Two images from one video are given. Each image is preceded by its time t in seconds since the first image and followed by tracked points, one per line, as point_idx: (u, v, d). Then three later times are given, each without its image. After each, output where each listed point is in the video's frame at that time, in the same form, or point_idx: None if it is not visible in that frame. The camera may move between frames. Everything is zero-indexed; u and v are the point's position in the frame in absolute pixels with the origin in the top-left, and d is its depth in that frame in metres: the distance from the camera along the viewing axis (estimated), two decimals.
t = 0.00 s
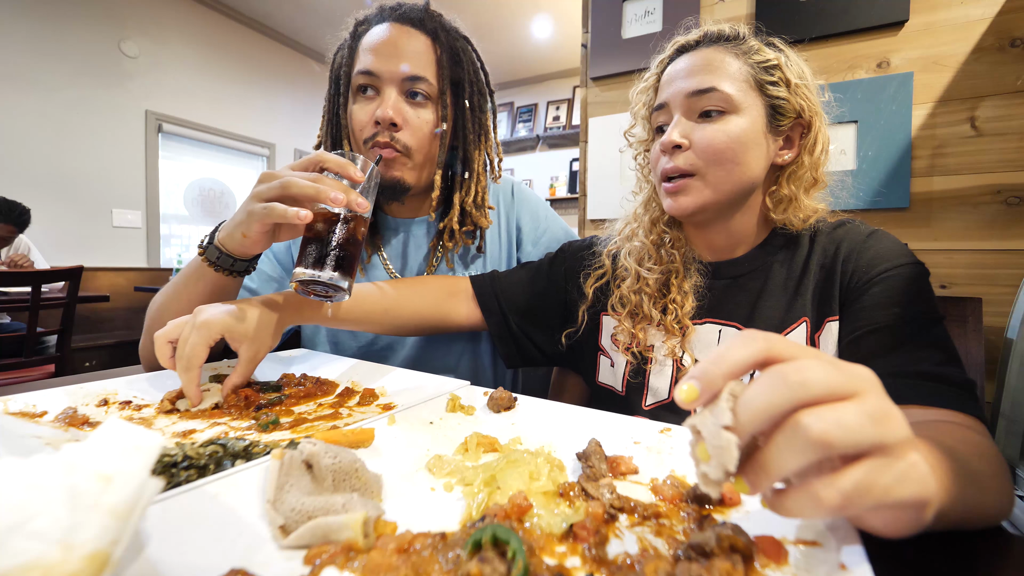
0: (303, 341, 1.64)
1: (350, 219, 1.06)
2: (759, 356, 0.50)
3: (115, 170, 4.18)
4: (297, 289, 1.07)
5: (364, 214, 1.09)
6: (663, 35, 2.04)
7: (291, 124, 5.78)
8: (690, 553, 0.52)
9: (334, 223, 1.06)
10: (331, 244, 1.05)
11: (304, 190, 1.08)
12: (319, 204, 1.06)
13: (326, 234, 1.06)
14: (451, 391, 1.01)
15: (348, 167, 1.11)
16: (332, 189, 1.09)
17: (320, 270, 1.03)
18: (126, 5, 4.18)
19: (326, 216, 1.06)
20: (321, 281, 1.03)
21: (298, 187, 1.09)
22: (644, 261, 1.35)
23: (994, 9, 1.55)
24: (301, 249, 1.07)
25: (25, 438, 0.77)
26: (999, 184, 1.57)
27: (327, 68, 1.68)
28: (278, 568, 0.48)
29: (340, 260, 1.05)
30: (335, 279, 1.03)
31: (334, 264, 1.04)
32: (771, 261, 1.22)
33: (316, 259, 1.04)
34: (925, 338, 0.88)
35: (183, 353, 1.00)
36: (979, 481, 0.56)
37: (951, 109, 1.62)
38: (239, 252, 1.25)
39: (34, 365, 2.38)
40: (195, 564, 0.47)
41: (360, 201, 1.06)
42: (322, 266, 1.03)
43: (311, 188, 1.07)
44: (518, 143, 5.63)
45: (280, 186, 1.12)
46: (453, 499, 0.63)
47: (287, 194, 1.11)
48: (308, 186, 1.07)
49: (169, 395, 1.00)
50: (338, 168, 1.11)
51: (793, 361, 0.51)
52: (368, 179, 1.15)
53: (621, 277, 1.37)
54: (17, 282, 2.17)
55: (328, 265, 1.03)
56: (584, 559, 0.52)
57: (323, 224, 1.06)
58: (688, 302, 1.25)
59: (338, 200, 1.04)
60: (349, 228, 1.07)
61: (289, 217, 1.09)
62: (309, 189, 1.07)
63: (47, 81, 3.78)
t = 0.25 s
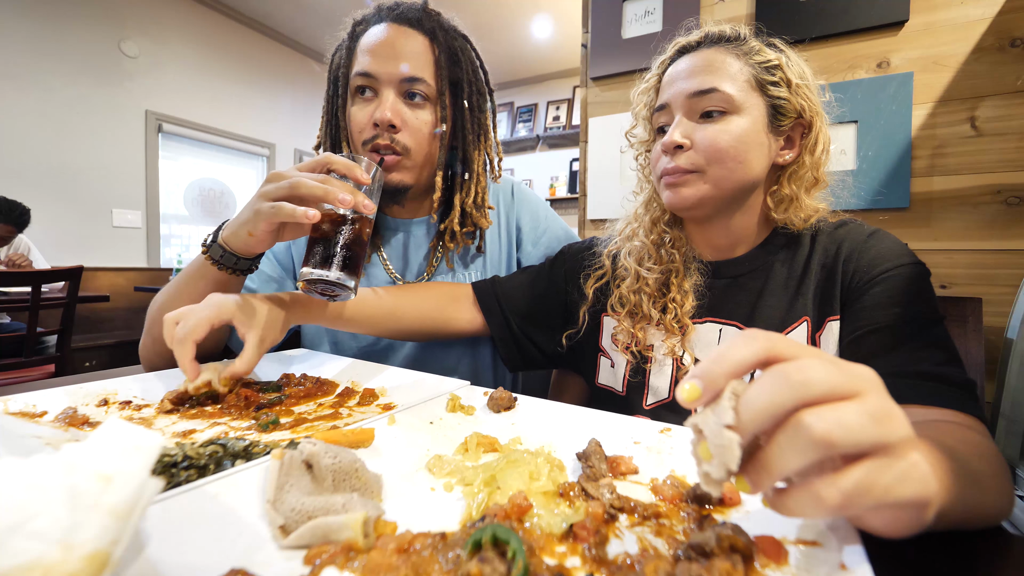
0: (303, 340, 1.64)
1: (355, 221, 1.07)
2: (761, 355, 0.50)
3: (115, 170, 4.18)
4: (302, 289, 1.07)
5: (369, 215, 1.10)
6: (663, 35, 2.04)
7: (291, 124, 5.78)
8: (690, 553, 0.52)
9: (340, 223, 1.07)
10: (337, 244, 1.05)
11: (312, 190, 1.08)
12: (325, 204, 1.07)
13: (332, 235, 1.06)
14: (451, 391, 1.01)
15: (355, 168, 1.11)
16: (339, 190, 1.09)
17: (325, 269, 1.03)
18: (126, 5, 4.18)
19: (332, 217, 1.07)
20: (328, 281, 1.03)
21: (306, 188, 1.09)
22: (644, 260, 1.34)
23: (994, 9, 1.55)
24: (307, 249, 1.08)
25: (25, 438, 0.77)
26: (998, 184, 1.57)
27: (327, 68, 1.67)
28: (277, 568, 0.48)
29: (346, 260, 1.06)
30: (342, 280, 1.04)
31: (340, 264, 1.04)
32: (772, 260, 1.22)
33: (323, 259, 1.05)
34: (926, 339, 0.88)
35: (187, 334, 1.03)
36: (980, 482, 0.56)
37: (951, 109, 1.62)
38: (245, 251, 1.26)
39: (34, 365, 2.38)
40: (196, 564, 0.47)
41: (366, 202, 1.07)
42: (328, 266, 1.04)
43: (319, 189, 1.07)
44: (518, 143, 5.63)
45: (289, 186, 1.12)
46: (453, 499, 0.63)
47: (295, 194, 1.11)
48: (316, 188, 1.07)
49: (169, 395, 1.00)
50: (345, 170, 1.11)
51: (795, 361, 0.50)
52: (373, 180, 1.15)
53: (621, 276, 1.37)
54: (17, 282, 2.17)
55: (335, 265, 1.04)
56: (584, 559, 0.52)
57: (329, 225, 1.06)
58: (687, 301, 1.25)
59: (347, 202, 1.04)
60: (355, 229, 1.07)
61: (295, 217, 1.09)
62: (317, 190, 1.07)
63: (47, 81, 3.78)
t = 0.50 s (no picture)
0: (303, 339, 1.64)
1: (357, 219, 1.07)
2: (768, 352, 0.50)
3: (115, 170, 4.18)
4: (304, 286, 1.07)
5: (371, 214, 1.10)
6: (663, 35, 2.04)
7: (291, 124, 5.78)
8: (690, 553, 0.52)
9: (341, 220, 1.07)
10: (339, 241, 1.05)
11: (315, 189, 1.08)
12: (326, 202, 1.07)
13: (333, 233, 1.06)
14: (451, 391, 1.01)
15: (357, 167, 1.11)
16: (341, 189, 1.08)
17: (326, 266, 1.04)
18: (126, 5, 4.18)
19: (335, 215, 1.07)
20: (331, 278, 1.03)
21: (309, 185, 1.09)
22: (643, 262, 1.35)
23: (994, 9, 1.55)
24: (309, 247, 1.08)
25: (25, 438, 0.77)
26: (998, 184, 1.57)
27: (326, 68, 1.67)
28: (277, 568, 0.48)
29: (348, 258, 1.06)
30: (344, 277, 1.04)
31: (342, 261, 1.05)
32: (772, 261, 1.22)
33: (325, 256, 1.05)
34: (927, 338, 0.88)
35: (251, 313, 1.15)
36: (980, 481, 0.56)
37: (951, 109, 1.62)
38: (245, 249, 1.26)
39: (34, 365, 2.38)
40: (195, 565, 0.47)
41: (367, 201, 1.08)
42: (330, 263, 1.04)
43: (322, 186, 1.07)
44: (518, 143, 5.63)
45: (292, 184, 1.12)
46: (453, 499, 0.63)
47: (298, 192, 1.11)
48: (320, 186, 1.08)
49: (169, 395, 1.00)
50: (348, 169, 1.11)
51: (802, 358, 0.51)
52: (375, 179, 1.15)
53: (620, 279, 1.37)
54: (17, 282, 2.17)
55: (337, 263, 1.04)
56: (584, 559, 0.52)
57: (331, 224, 1.07)
58: (687, 302, 1.24)
59: (349, 200, 1.05)
60: (357, 227, 1.07)
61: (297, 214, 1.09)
62: (319, 187, 1.08)
63: (47, 81, 3.78)
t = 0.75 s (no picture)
0: (303, 339, 1.63)
1: (358, 219, 1.07)
2: (770, 351, 0.50)
3: (115, 170, 4.18)
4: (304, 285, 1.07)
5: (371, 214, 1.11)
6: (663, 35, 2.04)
7: (291, 124, 5.78)
8: (690, 553, 0.52)
9: (342, 219, 1.07)
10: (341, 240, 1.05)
11: (316, 188, 1.08)
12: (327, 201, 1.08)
13: (334, 233, 1.06)
14: (451, 391, 1.01)
15: (358, 166, 1.12)
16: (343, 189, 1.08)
17: (328, 264, 1.03)
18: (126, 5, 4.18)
19: (336, 215, 1.07)
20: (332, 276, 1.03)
21: (311, 185, 1.10)
22: (638, 267, 1.35)
23: (994, 9, 1.55)
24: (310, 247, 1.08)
25: (25, 438, 0.77)
26: (998, 184, 1.57)
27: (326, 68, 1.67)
28: (277, 568, 0.48)
29: (349, 257, 1.06)
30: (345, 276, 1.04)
31: (343, 260, 1.04)
32: (768, 261, 1.22)
33: (325, 255, 1.05)
34: (926, 338, 0.88)
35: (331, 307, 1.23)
36: (980, 482, 0.56)
37: (951, 109, 1.62)
38: (246, 248, 1.25)
39: (34, 365, 2.38)
40: (195, 564, 0.47)
41: (370, 201, 1.09)
42: (331, 261, 1.04)
43: (324, 185, 1.08)
44: (518, 143, 5.63)
45: (293, 183, 1.12)
46: (453, 499, 0.63)
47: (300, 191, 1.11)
48: (321, 185, 1.08)
49: (169, 395, 1.00)
50: (350, 168, 1.11)
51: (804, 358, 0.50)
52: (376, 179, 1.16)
53: (617, 284, 1.38)
54: (17, 282, 2.16)
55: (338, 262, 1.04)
56: (584, 559, 0.52)
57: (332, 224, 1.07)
58: (683, 303, 1.24)
59: (351, 199, 1.05)
60: (358, 227, 1.07)
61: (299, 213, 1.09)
62: (321, 186, 1.08)
63: (47, 81, 3.78)
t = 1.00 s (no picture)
0: (303, 340, 1.63)
1: (359, 220, 1.07)
2: (773, 351, 0.50)
3: (115, 170, 4.18)
4: (305, 286, 1.08)
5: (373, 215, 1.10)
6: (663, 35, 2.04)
7: (291, 124, 5.78)
8: (690, 553, 0.52)
9: (343, 220, 1.07)
10: (341, 241, 1.06)
11: (318, 188, 1.08)
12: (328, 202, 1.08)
13: (335, 234, 1.06)
14: (451, 391, 1.01)
15: (359, 167, 1.12)
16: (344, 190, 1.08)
17: (328, 266, 1.04)
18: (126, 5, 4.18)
19: (336, 216, 1.07)
20: (333, 277, 1.03)
21: (312, 185, 1.10)
22: (634, 269, 1.36)
23: (994, 9, 1.55)
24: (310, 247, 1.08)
25: (25, 438, 0.77)
26: (999, 184, 1.57)
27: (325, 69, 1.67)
28: (277, 568, 0.48)
29: (350, 258, 1.06)
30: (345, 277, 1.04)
31: (344, 261, 1.05)
32: (765, 261, 1.22)
33: (326, 256, 1.05)
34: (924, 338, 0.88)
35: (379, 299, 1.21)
36: (980, 482, 0.56)
37: (951, 109, 1.62)
38: (246, 248, 1.25)
39: (34, 365, 2.38)
40: (195, 564, 0.47)
41: (371, 202, 1.09)
42: (332, 262, 1.04)
43: (325, 186, 1.07)
44: (518, 143, 5.63)
45: (295, 183, 1.12)
46: (453, 499, 0.63)
47: (300, 192, 1.11)
48: (321, 185, 1.08)
49: (169, 395, 1.00)
50: (351, 169, 1.11)
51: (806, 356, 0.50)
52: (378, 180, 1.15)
53: (614, 288, 1.38)
54: (16, 282, 2.16)
55: (338, 263, 1.04)
56: (584, 559, 0.52)
57: (332, 225, 1.07)
58: (680, 305, 1.25)
59: (352, 201, 1.05)
60: (359, 228, 1.07)
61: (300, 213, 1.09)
62: (322, 186, 1.08)
63: (47, 81, 3.78)
